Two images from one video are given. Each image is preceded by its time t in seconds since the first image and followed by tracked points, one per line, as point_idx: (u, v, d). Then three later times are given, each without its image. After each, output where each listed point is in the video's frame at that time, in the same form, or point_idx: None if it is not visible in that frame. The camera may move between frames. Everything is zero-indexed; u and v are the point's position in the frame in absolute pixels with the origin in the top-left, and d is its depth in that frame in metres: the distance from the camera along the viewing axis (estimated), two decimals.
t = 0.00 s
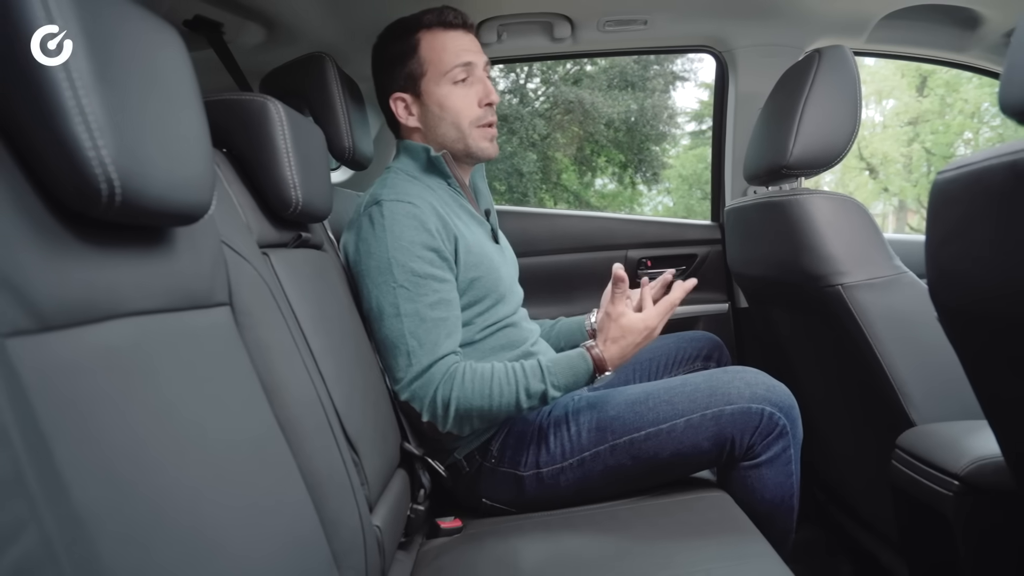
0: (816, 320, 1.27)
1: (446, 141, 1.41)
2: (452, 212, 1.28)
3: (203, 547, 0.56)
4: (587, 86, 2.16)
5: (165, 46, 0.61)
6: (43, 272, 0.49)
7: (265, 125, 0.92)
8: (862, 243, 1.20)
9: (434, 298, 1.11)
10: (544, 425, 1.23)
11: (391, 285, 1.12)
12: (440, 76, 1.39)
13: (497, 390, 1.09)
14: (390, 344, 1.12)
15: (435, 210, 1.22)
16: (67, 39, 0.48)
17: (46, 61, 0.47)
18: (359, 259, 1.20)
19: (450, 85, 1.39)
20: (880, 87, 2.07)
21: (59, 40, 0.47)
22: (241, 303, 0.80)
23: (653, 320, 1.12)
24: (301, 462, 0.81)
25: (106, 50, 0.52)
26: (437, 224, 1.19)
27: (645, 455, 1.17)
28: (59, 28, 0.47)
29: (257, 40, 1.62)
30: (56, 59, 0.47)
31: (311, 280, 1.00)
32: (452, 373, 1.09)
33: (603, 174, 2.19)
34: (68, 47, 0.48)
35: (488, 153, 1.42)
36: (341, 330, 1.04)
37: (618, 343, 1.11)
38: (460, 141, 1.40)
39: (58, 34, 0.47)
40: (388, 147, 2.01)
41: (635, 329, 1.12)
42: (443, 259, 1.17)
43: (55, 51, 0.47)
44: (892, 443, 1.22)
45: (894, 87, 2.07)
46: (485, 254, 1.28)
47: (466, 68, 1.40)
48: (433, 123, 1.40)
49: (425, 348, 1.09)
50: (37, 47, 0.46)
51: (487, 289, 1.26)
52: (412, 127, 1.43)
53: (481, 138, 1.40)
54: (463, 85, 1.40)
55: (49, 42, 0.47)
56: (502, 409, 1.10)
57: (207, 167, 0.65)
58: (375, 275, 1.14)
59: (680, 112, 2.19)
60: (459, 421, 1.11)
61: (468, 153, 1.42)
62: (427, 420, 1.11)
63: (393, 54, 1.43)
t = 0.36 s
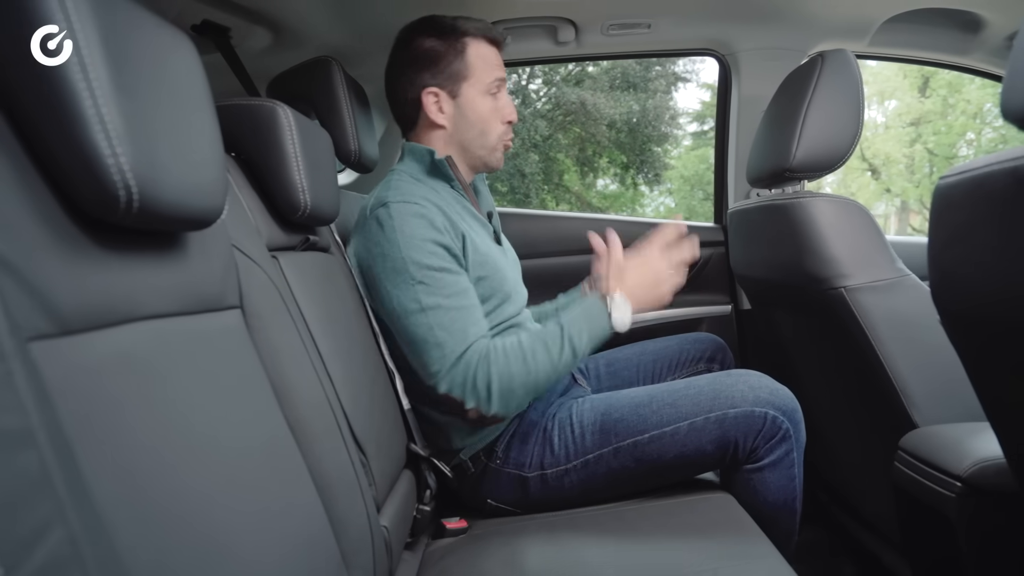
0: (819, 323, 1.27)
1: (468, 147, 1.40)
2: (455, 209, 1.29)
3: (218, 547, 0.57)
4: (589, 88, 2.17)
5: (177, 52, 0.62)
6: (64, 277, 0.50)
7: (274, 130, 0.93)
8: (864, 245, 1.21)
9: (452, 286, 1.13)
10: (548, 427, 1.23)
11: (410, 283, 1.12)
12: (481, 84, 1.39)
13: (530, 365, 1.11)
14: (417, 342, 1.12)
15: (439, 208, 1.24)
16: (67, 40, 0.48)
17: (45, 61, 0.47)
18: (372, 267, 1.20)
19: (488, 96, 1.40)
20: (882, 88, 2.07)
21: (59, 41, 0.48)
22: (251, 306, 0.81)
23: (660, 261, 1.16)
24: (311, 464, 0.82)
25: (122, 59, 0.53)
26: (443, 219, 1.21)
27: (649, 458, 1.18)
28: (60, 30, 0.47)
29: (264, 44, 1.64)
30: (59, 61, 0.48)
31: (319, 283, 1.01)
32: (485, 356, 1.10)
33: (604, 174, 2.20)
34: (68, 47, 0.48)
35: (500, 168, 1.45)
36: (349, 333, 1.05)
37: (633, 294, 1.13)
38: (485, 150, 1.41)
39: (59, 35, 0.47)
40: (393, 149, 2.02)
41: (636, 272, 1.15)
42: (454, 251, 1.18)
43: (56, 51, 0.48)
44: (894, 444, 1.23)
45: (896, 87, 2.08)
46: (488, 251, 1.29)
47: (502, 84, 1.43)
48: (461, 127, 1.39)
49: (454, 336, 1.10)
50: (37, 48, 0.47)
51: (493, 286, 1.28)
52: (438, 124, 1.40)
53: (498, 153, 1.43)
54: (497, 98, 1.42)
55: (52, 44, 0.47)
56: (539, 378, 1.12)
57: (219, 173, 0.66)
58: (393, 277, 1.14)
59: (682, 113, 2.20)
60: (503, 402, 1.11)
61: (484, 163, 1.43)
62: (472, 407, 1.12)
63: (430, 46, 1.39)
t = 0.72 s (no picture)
0: (820, 324, 1.28)
1: (486, 157, 1.42)
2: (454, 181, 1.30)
3: (233, 542, 0.58)
4: (590, 88, 2.18)
5: (191, 58, 0.63)
6: (85, 280, 0.51)
7: (282, 133, 0.94)
8: (865, 247, 1.22)
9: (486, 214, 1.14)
10: (552, 426, 1.24)
11: (454, 234, 1.12)
12: (509, 96, 1.42)
13: (597, 242, 1.13)
14: (493, 282, 1.09)
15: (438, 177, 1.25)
16: (67, 39, 0.48)
17: (45, 61, 0.48)
18: (412, 256, 1.19)
19: (513, 109, 1.43)
20: (883, 90, 2.08)
21: (59, 41, 0.48)
22: (261, 307, 0.82)
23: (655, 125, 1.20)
24: (320, 463, 0.83)
25: (140, 65, 0.54)
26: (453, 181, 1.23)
27: (651, 456, 1.19)
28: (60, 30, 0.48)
29: (270, 48, 1.66)
30: (60, 61, 0.48)
31: (326, 284, 1.03)
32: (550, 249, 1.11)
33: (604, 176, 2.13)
34: (68, 48, 0.49)
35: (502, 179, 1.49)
36: (355, 333, 1.06)
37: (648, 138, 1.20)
38: (501, 159, 1.44)
39: (59, 35, 0.48)
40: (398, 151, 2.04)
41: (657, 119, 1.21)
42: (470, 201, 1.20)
43: (56, 51, 0.48)
44: (894, 443, 1.24)
45: (897, 88, 2.10)
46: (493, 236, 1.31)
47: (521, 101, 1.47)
48: (485, 136, 1.41)
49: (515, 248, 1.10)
50: (38, 48, 0.48)
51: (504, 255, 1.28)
52: (463, 126, 1.39)
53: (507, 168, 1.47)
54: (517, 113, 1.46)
55: (52, 44, 0.48)
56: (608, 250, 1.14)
57: (230, 178, 0.67)
58: (441, 244, 1.13)
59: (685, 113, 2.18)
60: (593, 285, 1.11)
61: (495, 171, 1.46)
62: (577, 302, 1.10)
63: (463, 53, 1.40)
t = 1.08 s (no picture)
0: (819, 324, 1.30)
1: (487, 153, 1.42)
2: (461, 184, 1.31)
3: (244, 537, 0.60)
4: (590, 89, 2.21)
5: (200, 63, 0.64)
6: (103, 280, 0.53)
7: (288, 136, 0.96)
8: (863, 248, 1.23)
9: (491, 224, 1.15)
10: (553, 425, 1.26)
11: (456, 238, 1.14)
12: (502, 91, 1.41)
13: (603, 263, 1.15)
14: (493, 288, 1.11)
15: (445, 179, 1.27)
16: (68, 39, 0.49)
17: (45, 61, 0.49)
18: (414, 255, 1.20)
19: (507, 102, 1.42)
20: (882, 90, 2.14)
21: (59, 41, 0.49)
22: (269, 307, 0.83)
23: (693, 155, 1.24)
24: (326, 461, 0.84)
25: (153, 70, 0.55)
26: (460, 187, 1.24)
27: (652, 455, 1.20)
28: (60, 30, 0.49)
29: (274, 50, 1.68)
30: (59, 61, 0.50)
31: (331, 284, 1.04)
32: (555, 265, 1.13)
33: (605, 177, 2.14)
34: (69, 48, 0.50)
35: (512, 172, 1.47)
36: (360, 332, 1.08)
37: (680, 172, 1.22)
38: (501, 154, 1.43)
39: (59, 35, 0.49)
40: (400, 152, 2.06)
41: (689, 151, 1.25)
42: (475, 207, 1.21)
43: (57, 51, 0.49)
44: (892, 442, 1.26)
45: (896, 89, 2.13)
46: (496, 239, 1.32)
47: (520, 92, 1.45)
48: (482, 132, 1.41)
49: (519, 260, 1.11)
50: (38, 48, 0.49)
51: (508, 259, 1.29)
52: (458, 127, 1.41)
53: (514, 160, 1.46)
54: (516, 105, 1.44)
55: (52, 44, 0.49)
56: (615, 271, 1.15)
57: (240, 180, 0.68)
58: (442, 246, 1.15)
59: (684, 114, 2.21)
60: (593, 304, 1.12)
61: (500, 166, 1.45)
62: (573, 318, 1.11)
63: (452, 54, 1.41)
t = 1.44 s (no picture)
0: (820, 328, 1.31)
1: (466, 154, 1.44)
2: (466, 219, 1.30)
3: (254, 538, 0.61)
4: (590, 91, 2.22)
5: (210, 71, 0.65)
6: (117, 285, 0.54)
7: (294, 141, 0.97)
8: (863, 251, 1.25)
9: (473, 283, 1.15)
10: (555, 428, 1.27)
11: (430, 284, 1.15)
12: (464, 91, 1.42)
13: (564, 364, 1.14)
14: (443, 342, 1.13)
15: (447, 210, 1.27)
16: (68, 40, 0.50)
17: (45, 61, 0.50)
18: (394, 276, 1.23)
19: (473, 101, 1.42)
20: (883, 91, 2.14)
21: (58, 42, 0.50)
22: (275, 310, 0.84)
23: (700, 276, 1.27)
24: (332, 464, 0.85)
25: (165, 81, 0.56)
26: (458, 229, 1.24)
27: (653, 458, 1.21)
28: (59, 30, 0.50)
29: (278, 55, 1.69)
30: (59, 62, 0.51)
31: (336, 288, 1.05)
32: (516, 350, 1.13)
33: (605, 177, 2.25)
34: (67, 48, 0.51)
35: (503, 168, 1.45)
36: (364, 335, 1.09)
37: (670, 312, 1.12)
38: (477, 154, 1.43)
39: (58, 35, 0.50)
40: (403, 155, 2.08)
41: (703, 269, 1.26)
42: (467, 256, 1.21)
43: (55, 51, 0.50)
44: (892, 445, 1.27)
45: (896, 91, 2.14)
46: (496, 258, 1.32)
47: (490, 86, 1.43)
48: (455, 134, 1.43)
49: (482, 334, 1.12)
50: (38, 48, 0.50)
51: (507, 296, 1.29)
52: (432, 136, 1.46)
53: (500, 154, 1.44)
54: (485, 101, 1.43)
55: (50, 43, 0.50)
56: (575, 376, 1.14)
57: (250, 186, 0.69)
58: (415, 282, 1.17)
59: (683, 115, 2.24)
60: (533, 400, 1.13)
61: (484, 165, 1.45)
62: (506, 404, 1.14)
63: (419, 66, 1.46)
